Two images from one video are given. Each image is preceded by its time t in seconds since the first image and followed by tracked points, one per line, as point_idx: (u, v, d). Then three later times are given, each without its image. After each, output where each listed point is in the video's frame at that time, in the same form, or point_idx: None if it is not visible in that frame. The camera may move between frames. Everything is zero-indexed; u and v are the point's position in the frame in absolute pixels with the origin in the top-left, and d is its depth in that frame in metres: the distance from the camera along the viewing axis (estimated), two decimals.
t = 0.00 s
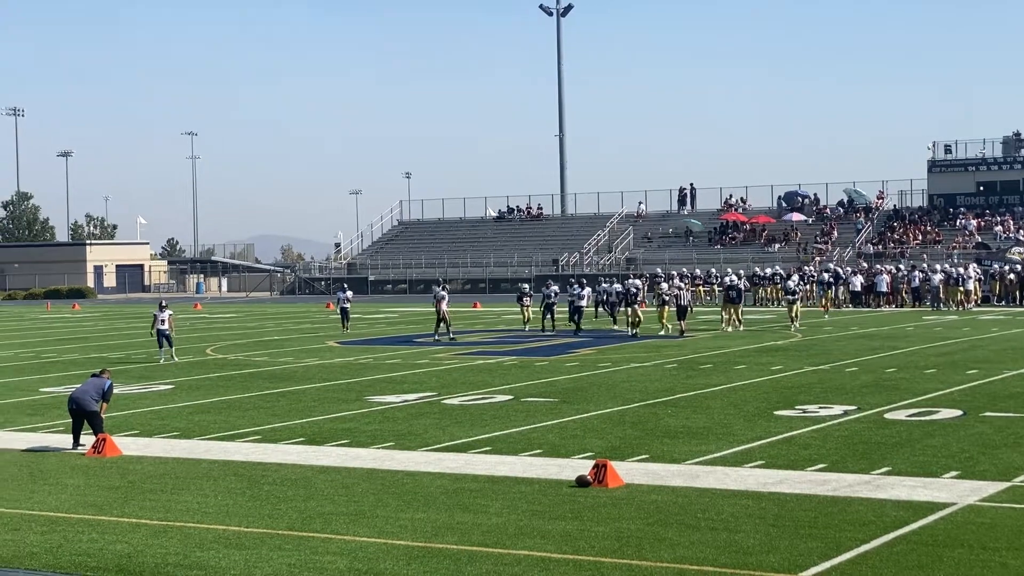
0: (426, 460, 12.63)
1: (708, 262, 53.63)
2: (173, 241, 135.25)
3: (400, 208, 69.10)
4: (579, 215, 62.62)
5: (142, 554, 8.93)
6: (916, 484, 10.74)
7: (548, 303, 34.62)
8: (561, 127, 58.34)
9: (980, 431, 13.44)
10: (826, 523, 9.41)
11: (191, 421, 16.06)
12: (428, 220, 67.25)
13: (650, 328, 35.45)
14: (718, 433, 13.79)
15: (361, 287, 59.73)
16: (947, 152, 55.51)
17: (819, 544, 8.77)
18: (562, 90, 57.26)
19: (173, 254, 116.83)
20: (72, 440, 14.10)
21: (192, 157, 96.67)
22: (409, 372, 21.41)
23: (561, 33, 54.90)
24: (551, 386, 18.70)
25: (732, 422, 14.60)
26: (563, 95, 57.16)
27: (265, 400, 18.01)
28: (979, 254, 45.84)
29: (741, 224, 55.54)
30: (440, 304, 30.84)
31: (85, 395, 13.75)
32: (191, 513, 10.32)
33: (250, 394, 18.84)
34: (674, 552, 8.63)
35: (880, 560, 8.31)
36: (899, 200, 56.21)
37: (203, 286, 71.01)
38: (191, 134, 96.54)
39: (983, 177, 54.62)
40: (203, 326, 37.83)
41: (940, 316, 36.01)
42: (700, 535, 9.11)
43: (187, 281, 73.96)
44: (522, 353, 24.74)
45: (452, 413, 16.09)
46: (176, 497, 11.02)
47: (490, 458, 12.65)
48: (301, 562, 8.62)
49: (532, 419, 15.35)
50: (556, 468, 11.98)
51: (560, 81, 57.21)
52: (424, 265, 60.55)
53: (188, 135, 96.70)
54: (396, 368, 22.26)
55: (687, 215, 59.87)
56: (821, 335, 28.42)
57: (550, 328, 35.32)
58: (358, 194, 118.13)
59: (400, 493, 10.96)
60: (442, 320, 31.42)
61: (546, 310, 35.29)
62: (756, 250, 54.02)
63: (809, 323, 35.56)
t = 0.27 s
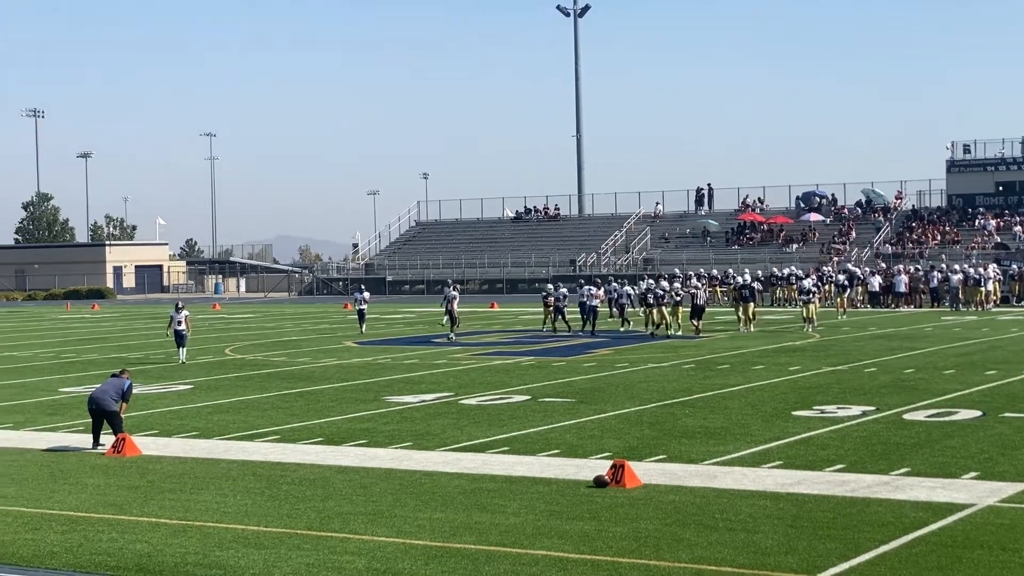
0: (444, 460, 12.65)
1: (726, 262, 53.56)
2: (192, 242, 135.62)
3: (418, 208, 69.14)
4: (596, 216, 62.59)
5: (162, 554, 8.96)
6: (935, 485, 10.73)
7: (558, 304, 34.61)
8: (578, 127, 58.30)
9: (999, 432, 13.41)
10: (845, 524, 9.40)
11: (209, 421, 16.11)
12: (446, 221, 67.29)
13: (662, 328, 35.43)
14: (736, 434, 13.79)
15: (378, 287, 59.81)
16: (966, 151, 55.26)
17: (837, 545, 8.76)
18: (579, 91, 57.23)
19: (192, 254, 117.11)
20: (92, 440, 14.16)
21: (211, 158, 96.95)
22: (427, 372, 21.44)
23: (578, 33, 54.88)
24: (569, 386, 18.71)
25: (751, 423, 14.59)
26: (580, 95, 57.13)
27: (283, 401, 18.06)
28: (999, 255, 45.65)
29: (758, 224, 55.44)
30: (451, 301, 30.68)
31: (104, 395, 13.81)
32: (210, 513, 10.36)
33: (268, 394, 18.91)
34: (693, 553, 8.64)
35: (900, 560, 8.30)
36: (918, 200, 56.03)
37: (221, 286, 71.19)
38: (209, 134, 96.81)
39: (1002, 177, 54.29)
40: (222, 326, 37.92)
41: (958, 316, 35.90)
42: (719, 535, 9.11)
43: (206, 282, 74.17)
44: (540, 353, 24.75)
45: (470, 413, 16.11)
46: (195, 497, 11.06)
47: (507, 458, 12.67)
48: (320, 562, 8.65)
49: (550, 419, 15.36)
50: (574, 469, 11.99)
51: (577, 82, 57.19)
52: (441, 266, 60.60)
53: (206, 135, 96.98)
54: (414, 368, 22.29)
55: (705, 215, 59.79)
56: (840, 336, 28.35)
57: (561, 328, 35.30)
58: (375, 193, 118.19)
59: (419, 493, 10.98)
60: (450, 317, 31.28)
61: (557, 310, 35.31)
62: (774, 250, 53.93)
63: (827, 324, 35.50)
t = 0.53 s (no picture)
0: (463, 461, 12.64)
1: (746, 263, 53.45)
2: (211, 243, 136.01)
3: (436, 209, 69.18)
4: (615, 216, 62.55)
5: (182, 555, 8.97)
6: (957, 487, 10.66)
7: (572, 305, 34.53)
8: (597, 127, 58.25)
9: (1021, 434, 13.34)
10: (866, 527, 9.35)
11: (229, 422, 16.15)
12: (465, 222, 67.32)
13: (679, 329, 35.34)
14: (756, 435, 13.75)
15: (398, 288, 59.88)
16: (987, 152, 55.00)
17: (859, 548, 8.72)
18: (598, 92, 57.19)
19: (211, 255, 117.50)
20: (113, 441, 14.19)
21: (230, 159, 97.21)
22: (446, 373, 21.46)
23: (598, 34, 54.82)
24: (588, 387, 18.71)
25: (770, 424, 14.55)
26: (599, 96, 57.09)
27: (303, 401, 18.08)
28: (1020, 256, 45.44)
29: (778, 225, 55.32)
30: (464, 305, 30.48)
31: (125, 396, 13.85)
32: (230, 513, 10.37)
33: (288, 395, 18.94)
34: (713, 555, 8.60)
35: (922, 563, 8.24)
36: (939, 200, 55.80)
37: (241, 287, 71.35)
38: (228, 136, 97.07)
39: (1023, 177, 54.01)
40: (241, 327, 38.01)
41: (979, 318, 35.77)
42: (739, 537, 9.07)
43: (225, 282, 74.35)
44: (559, 354, 24.75)
45: (489, 414, 16.11)
46: (215, 497, 11.08)
47: (527, 459, 12.65)
48: (340, 563, 8.63)
49: (569, 420, 15.35)
50: (593, 470, 11.96)
51: (597, 83, 57.16)
52: (460, 266, 60.65)
53: (226, 138, 97.22)
54: (433, 369, 22.32)
55: (725, 215, 59.69)
56: (859, 336, 28.26)
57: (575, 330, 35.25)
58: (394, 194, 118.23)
59: (438, 494, 10.97)
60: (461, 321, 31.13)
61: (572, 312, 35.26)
62: (794, 250, 53.81)
63: (848, 325, 35.42)
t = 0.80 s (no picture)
0: (483, 461, 12.64)
1: (766, 263, 53.32)
2: (231, 243, 136.39)
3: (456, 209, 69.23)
4: (635, 217, 62.49)
5: (203, 554, 8.98)
6: (979, 488, 10.62)
7: (587, 305, 34.49)
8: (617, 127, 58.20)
9: None
10: (887, 527, 9.30)
11: (249, 422, 16.18)
12: (485, 222, 67.32)
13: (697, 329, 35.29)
14: (776, 436, 13.71)
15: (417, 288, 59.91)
16: (1009, 152, 54.75)
17: (880, 549, 8.68)
18: (618, 92, 57.16)
19: (230, 255, 117.77)
20: (133, 441, 14.23)
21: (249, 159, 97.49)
22: (465, 373, 21.47)
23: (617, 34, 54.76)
24: (607, 387, 18.70)
25: (790, 425, 14.52)
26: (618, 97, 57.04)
27: (323, 402, 18.10)
28: None
29: (798, 225, 55.17)
30: (476, 303, 30.25)
31: (145, 396, 13.87)
32: (250, 514, 10.38)
33: (308, 395, 18.97)
34: (733, 556, 8.57)
35: (943, 564, 8.21)
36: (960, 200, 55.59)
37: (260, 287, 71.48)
38: (247, 136, 97.36)
39: None
40: (261, 328, 38.09)
41: (1000, 318, 35.61)
42: (759, 538, 9.05)
43: (245, 282, 74.52)
44: (578, 354, 24.74)
45: (508, 414, 16.11)
46: (235, 497, 11.09)
47: (546, 459, 12.65)
48: (359, 563, 8.64)
49: (588, 420, 15.34)
50: (612, 471, 11.94)
51: (616, 83, 57.11)
52: (480, 266, 60.67)
53: (245, 138, 97.53)
54: (453, 369, 22.34)
55: (745, 216, 59.57)
56: (880, 337, 28.15)
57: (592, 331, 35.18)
58: (413, 195, 118.33)
59: (458, 494, 10.97)
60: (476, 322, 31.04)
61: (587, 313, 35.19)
62: (814, 251, 53.68)
63: (868, 326, 35.32)
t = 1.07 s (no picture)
0: (501, 461, 12.65)
1: (783, 262, 53.22)
2: (249, 242, 136.70)
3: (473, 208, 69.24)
4: (652, 216, 62.43)
5: (221, 554, 9.00)
6: (998, 489, 10.58)
7: (599, 305, 34.38)
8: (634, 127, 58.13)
9: None
10: (906, 528, 9.28)
11: (266, 422, 16.20)
12: (502, 221, 67.32)
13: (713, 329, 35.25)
14: (794, 436, 13.69)
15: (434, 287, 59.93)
16: None
17: (899, 550, 8.66)
18: (635, 91, 57.08)
19: (248, 255, 118.00)
20: (151, 440, 14.26)
21: (267, 159, 97.65)
22: (483, 373, 21.48)
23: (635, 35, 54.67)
24: (624, 387, 18.69)
25: (808, 425, 14.49)
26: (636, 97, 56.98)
27: (340, 401, 18.12)
28: None
29: (816, 225, 55.02)
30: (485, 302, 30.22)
31: (163, 395, 13.91)
32: (268, 513, 10.40)
33: (326, 395, 19.00)
34: (750, 556, 8.56)
35: (962, 565, 8.18)
36: (979, 200, 55.41)
37: (278, 287, 71.56)
38: (264, 136, 97.51)
39: None
40: (279, 327, 38.13)
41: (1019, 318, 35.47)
42: (778, 538, 9.03)
43: (263, 282, 74.63)
44: (596, 354, 24.73)
45: (526, 414, 16.11)
46: (253, 497, 11.12)
47: (563, 459, 12.65)
48: (377, 563, 8.65)
49: (606, 420, 15.33)
50: (630, 471, 11.93)
51: (633, 83, 57.05)
52: (497, 266, 60.68)
53: (262, 137, 97.65)
54: (470, 369, 22.35)
55: (762, 215, 59.47)
56: (898, 337, 28.06)
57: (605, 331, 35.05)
58: (430, 193, 118.37)
59: (475, 494, 10.98)
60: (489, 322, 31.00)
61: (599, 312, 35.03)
62: (832, 250, 53.57)
63: (886, 325, 35.23)
